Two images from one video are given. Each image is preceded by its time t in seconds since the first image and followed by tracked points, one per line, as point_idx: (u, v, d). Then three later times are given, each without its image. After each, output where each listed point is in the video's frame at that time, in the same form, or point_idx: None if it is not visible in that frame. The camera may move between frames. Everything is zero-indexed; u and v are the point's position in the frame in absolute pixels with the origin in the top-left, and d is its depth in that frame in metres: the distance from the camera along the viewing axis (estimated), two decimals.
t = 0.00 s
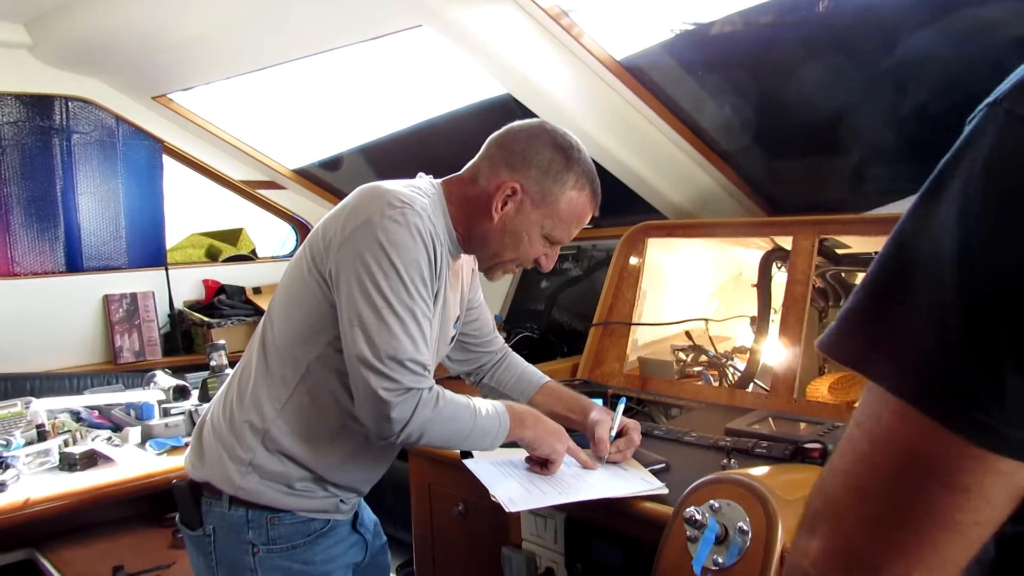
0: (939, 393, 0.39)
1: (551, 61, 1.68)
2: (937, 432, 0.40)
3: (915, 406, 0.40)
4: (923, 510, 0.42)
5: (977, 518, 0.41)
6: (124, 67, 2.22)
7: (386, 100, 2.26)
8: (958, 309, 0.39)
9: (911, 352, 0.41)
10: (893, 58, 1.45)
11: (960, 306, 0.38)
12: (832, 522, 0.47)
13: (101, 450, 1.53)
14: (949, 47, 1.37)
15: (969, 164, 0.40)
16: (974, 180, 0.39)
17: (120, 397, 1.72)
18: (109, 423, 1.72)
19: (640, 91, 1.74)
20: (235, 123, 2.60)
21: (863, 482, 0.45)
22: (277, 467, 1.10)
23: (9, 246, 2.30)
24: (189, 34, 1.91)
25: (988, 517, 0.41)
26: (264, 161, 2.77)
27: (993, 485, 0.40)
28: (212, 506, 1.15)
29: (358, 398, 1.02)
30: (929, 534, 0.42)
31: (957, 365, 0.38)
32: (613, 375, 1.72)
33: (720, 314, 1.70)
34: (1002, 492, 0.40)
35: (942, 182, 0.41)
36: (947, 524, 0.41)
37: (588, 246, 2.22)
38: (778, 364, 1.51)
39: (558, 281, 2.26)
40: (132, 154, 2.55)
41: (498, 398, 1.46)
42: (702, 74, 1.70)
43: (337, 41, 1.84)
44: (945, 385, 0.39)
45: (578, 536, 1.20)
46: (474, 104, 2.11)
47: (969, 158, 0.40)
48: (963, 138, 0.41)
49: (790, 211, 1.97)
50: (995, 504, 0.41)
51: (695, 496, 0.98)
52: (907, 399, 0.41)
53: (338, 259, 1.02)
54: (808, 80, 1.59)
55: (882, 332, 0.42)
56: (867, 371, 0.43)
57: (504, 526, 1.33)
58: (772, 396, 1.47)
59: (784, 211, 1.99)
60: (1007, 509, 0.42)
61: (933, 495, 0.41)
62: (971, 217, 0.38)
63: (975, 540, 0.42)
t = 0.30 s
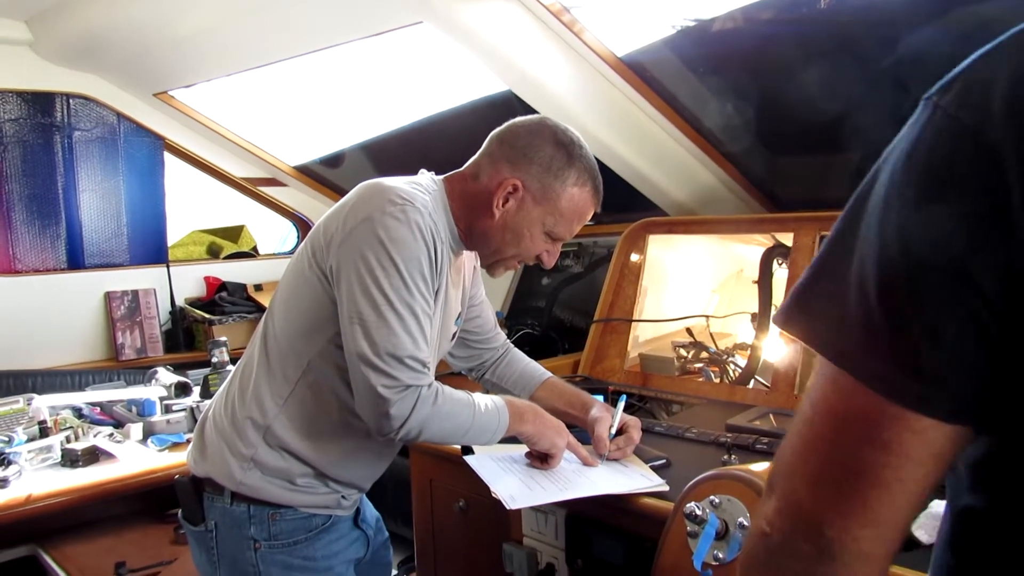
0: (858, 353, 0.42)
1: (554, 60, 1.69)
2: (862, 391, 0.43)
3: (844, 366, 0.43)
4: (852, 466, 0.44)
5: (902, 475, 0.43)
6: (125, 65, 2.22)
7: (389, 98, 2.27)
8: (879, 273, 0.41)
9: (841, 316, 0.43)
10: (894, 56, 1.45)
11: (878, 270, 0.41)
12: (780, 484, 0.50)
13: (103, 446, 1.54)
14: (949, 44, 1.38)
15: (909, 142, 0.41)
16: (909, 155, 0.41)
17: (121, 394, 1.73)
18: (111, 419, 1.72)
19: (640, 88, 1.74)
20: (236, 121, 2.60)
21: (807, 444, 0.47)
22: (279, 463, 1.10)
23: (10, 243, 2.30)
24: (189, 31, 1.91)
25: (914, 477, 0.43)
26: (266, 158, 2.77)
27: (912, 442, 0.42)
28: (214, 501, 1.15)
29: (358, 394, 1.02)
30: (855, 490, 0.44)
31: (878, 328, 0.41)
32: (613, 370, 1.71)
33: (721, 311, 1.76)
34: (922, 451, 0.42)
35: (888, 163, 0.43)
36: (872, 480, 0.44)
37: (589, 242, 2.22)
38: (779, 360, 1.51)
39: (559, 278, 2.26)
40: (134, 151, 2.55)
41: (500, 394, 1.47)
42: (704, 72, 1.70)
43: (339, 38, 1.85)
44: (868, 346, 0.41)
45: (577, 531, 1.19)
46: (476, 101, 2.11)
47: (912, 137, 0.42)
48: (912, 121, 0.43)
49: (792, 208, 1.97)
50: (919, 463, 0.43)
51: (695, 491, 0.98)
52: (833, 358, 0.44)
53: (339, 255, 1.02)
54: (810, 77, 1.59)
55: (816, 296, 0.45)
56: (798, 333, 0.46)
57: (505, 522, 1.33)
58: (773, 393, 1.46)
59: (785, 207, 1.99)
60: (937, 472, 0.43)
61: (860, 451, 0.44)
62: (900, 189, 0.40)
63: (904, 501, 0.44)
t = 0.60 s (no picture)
0: (807, 335, 0.50)
1: (555, 57, 1.68)
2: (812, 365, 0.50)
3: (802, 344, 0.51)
4: (802, 434, 0.52)
5: (847, 441, 0.50)
6: (127, 63, 2.22)
7: (389, 95, 2.26)
8: (823, 266, 0.48)
9: (796, 300, 0.52)
10: (896, 51, 1.45)
11: (822, 264, 0.48)
12: (754, 449, 0.58)
13: (107, 444, 1.54)
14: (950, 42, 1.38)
15: (851, 153, 0.49)
16: (853, 160, 0.48)
17: (124, 391, 1.73)
18: (114, 417, 1.73)
19: (641, 85, 1.74)
20: (239, 119, 2.61)
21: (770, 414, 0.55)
22: (284, 461, 1.11)
23: (13, 241, 2.31)
24: (192, 29, 1.91)
25: (856, 442, 0.50)
26: (268, 155, 2.78)
27: (847, 410, 0.49)
28: (219, 498, 1.16)
29: (364, 393, 1.02)
30: (807, 454, 0.52)
31: (820, 313, 0.48)
32: (615, 369, 1.73)
33: (723, 309, 1.69)
34: (859, 418, 0.49)
35: (838, 170, 0.50)
36: (819, 444, 0.51)
37: (591, 240, 2.22)
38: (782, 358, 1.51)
39: (561, 276, 2.27)
40: (136, 149, 2.55)
41: (503, 392, 1.47)
42: (706, 69, 1.70)
43: (340, 36, 1.85)
44: (814, 329, 0.49)
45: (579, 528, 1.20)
46: (478, 99, 2.11)
47: (853, 149, 0.49)
48: (857, 133, 0.50)
49: (794, 205, 1.97)
50: (857, 430, 0.49)
51: (698, 488, 0.98)
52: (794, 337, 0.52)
53: (344, 254, 1.03)
54: (812, 72, 1.59)
55: (773, 285, 0.55)
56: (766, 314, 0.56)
57: (508, 519, 1.33)
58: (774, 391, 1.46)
59: (787, 204, 1.99)
60: (880, 438, 0.50)
61: (806, 420, 0.51)
62: (843, 190, 0.47)
63: (851, 463, 0.51)
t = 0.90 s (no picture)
0: (788, 341, 0.51)
1: (555, 59, 1.69)
2: (791, 371, 0.51)
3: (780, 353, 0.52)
4: (789, 438, 0.53)
5: (831, 445, 0.51)
6: (127, 64, 2.22)
7: (390, 96, 2.26)
8: (803, 274, 0.50)
9: (775, 309, 0.53)
10: (896, 51, 1.45)
11: (802, 272, 0.50)
12: (747, 454, 0.59)
13: (107, 446, 1.54)
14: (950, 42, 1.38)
15: (829, 163, 0.50)
16: (831, 170, 0.49)
17: (125, 393, 1.73)
18: (114, 418, 1.73)
19: (641, 86, 1.74)
20: (238, 120, 2.61)
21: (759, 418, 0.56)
22: (284, 462, 1.11)
23: (13, 242, 2.30)
24: (192, 31, 1.91)
25: (841, 443, 0.51)
26: (267, 157, 2.78)
27: (830, 412, 0.50)
28: (220, 499, 1.16)
29: (365, 393, 1.02)
30: (795, 457, 0.53)
31: (800, 319, 0.50)
32: (615, 370, 1.73)
33: (723, 309, 1.69)
34: (843, 422, 0.50)
35: (818, 180, 0.51)
36: (806, 447, 0.52)
37: (591, 242, 2.23)
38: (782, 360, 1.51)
39: (561, 277, 2.27)
40: (136, 151, 2.55)
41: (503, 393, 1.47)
42: (706, 71, 1.70)
43: (341, 38, 1.85)
44: (795, 334, 0.51)
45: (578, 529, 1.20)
46: (478, 100, 2.11)
47: (831, 159, 0.50)
48: (835, 144, 0.50)
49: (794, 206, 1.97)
50: (841, 431, 0.51)
51: (697, 489, 0.99)
52: (775, 348, 0.53)
53: (345, 254, 1.03)
54: (812, 73, 1.59)
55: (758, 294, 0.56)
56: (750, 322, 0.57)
57: (507, 520, 1.33)
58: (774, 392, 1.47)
59: (787, 205, 1.99)
60: (865, 436, 0.51)
61: (792, 424, 0.52)
62: (821, 200, 0.49)
63: (840, 463, 0.52)
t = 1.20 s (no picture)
0: (784, 344, 0.51)
1: (544, 57, 1.68)
2: (789, 379, 0.51)
3: (775, 356, 0.52)
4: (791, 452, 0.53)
5: (831, 455, 0.52)
6: (116, 65, 2.21)
7: (381, 96, 2.26)
8: (797, 276, 0.50)
9: (770, 313, 0.54)
10: (886, 52, 1.46)
11: (796, 274, 0.50)
12: (742, 470, 0.58)
13: (95, 447, 1.53)
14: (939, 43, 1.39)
15: (822, 166, 0.50)
16: (826, 173, 0.49)
17: (113, 394, 1.71)
18: (103, 420, 1.71)
19: (633, 86, 1.74)
20: (229, 121, 2.60)
21: (758, 433, 0.56)
22: (273, 463, 1.10)
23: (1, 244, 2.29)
24: (182, 31, 1.90)
25: (843, 456, 0.52)
26: (257, 157, 2.77)
27: (834, 425, 0.50)
28: (208, 501, 1.15)
29: (355, 393, 1.02)
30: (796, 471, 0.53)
31: (795, 322, 0.50)
32: (607, 369, 1.72)
33: (714, 309, 1.71)
34: (843, 431, 0.51)
35: (810, 183, 0.52)
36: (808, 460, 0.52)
37: (583, 242, 2.23)
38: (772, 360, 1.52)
39: (552, 278, 2.27)
40: (125, 151, 2.54)
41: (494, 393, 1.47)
42: (697, 71, 1.70)
43: (331, 38, 1.85)
44: (790, 338, 0.51)
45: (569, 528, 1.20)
46: (468, 100, 2.11)
47: (823, 162, 0.50)
48: (826, 148, 0.51)
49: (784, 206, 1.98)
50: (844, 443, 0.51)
51: (689, 488, 0.99)
52: (771, 356, 0.52)
53: (334, 254, 1.02)
54: (802, 73, 1.60)
55: (752, 303, 0.56)
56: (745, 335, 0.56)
57: (498, 520, 1.33)
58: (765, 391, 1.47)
59: (777, 205, 2.00)
60: (865, 449, 0.51)
61: (794, 437, 0.52)
62: (816, 202, 0.49)
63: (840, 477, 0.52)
